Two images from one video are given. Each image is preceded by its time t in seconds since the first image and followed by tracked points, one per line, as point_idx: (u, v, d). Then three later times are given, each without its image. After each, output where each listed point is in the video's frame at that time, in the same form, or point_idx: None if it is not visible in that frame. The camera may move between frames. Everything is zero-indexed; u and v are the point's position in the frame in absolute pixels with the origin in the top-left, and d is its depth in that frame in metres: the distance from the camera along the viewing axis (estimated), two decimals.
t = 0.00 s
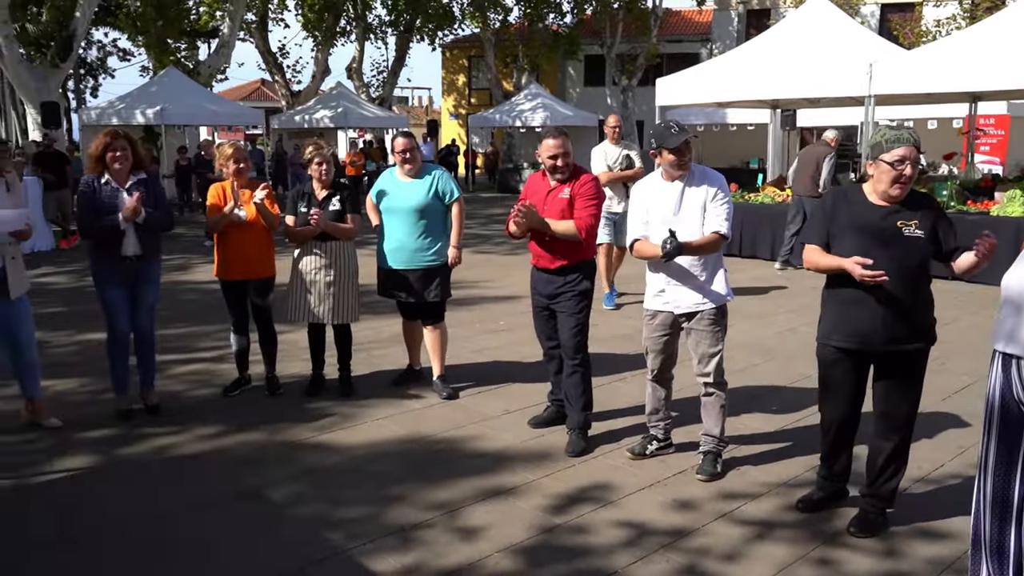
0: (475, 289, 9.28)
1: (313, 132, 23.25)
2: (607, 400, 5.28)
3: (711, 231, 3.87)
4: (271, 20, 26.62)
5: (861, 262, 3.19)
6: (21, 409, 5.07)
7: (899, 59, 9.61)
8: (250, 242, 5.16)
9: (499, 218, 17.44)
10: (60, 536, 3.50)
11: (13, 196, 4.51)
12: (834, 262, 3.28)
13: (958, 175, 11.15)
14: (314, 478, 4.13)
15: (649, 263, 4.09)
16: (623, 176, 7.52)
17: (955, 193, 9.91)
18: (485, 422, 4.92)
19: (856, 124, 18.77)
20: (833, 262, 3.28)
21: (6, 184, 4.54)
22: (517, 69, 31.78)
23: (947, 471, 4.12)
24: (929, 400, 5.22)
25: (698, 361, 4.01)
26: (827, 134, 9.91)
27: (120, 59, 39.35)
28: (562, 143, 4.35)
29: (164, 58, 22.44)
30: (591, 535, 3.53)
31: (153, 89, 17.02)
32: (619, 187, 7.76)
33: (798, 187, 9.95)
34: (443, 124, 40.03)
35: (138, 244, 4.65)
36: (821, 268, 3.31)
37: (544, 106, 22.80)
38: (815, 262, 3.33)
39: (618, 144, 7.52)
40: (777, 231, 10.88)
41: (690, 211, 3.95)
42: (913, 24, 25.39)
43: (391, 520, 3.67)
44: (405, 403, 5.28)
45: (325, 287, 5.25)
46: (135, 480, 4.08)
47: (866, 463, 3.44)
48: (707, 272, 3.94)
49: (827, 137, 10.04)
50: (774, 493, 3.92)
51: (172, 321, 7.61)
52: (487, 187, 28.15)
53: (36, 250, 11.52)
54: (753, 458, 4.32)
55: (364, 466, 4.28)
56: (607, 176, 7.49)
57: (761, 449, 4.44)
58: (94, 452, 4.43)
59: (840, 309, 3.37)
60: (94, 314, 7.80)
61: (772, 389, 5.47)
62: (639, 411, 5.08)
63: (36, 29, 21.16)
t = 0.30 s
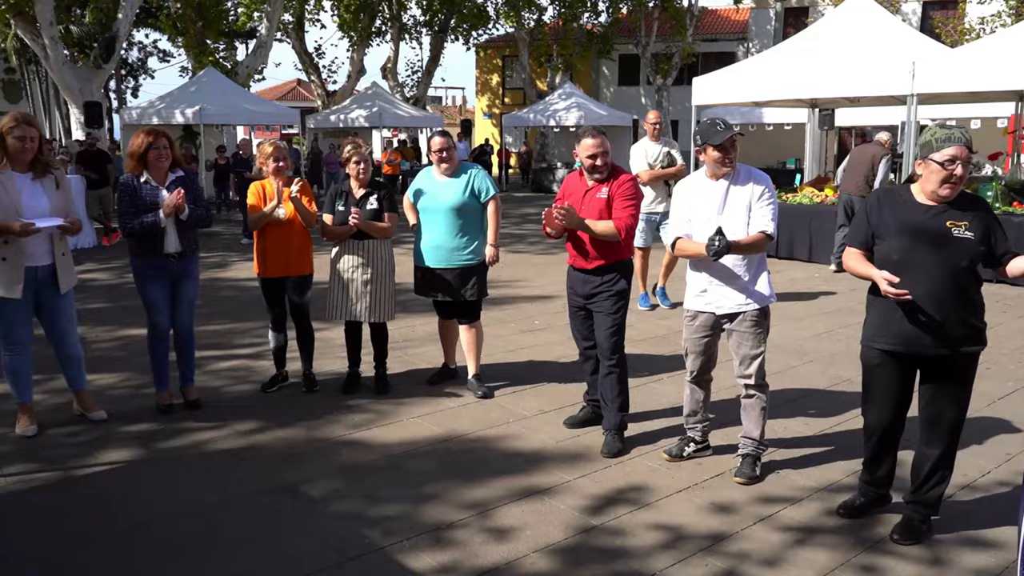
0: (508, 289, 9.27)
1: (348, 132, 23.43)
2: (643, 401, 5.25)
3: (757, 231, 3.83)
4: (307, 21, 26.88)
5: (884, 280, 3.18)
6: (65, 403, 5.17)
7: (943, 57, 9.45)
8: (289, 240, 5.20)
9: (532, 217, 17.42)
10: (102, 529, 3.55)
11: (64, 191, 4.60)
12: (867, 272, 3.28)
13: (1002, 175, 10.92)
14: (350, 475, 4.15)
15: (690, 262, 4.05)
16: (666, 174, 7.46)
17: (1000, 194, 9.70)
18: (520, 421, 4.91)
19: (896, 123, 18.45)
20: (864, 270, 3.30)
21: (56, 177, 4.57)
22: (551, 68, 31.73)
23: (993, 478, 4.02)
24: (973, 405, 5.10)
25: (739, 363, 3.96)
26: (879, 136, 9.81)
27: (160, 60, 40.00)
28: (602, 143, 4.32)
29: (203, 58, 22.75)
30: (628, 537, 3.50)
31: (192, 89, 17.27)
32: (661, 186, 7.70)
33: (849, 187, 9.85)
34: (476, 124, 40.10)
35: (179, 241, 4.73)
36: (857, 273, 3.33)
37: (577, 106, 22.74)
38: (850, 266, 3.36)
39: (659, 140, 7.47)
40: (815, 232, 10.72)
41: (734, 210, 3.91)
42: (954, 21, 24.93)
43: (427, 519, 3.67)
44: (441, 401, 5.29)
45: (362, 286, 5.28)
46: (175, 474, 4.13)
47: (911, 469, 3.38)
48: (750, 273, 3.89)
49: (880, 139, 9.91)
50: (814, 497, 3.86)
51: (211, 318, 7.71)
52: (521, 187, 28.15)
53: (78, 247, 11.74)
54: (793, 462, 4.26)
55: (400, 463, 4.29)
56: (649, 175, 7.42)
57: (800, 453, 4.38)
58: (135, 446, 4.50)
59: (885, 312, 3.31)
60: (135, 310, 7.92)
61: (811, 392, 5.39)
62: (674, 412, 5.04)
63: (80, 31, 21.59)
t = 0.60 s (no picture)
0: (537, 289, 9.25)
1: (377, 131, 23.55)
2: (674, 403, 5.20)
3: (797, 235, 3.77)
4: (338, 21, 27.06)
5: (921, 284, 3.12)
6: (100, 399, 5.25)
7: (984, 55, 9.28)
8: (323, 241, 5.22)
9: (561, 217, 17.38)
10: (137, 524, 3.59)
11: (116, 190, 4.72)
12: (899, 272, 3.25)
13: None
14: (380, 474, 4.16)
15: (726, 263, 4.01)
16: (707, 178, 7.37)
17: None
18: (550, 422, 4.89)
19: (932, 123, 18.13)
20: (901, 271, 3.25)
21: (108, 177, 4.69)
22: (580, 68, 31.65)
23: None
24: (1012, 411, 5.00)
25: (775, 366, 3.91)
26: (919, 139, 9.74)
27: (193, 61, 40.49)
28: (635, 142, 4.29)
29: (236, 59, 22.99)
30: (659, 541, 3.47)
31: (225, 89, 17.46)
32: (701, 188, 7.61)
33: (886, 188, 9.76)
34: (505, 124, 40.10)
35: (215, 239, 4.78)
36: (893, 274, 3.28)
37: (607, 105, 22.64)
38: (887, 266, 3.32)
39: (703, 144, 7.37)
40: (848, 233, 10.58)
41: (774, 211, 3.86)
42: (993, 18, 24.43)
43: (457, 519, 3.67)
44: (471, 401, 5.29)
45: (393, 285, 5.28)
46: (208, 470, 4.17)
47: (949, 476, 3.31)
48: (788, 276, 3.84)
49: (920, 142, 9.79)
50: (850, 503, 3.80)
51: (243, 316, 7.79)
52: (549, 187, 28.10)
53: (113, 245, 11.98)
54: (826, 467, 4.19)
55: (430, 463, 4.30)
56: (689, 180, 7.35)
57: (835, 458, 4.31)
58: (169, 442, 4.55)
59: (923, 315, 3.25)
60: (169, 308, 8.02)
61: (846, 395, 5.31)
62: (705, 415, 4.99)
63: (116, 32, 21.92)
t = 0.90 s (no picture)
0: (557, 289, 9.24)
1: (399, 131, 23.62)
2: (695, 403, 5.17)
3: (823, 234, 3.73)
4: (361, 21, 27.18)
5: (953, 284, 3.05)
6: (125, 394, 5.30)
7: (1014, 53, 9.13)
8: (345, 239, 5.25)
9: (583, 217, 17.33)
10: (161, 518, 3.62)
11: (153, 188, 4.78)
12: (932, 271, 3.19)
13: None
14: (400, 471, 4.17)
15: (750, 263, 3.97)
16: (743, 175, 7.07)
17: None
18: (570, 421, 4.88)
19: (959, 123, 17.88)
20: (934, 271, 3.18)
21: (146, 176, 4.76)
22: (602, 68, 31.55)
23: None
24: None
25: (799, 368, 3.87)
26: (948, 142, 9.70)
27: (217, 61, 40.83)
28: (658, 140, 4.25)
29: (259, 59, 23.15)
30: (679, 541, 3.44)
31: (249, 89, 17.59)
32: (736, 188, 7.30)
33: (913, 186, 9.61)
34: (526, 124, 40.09)
35: (241, 237, 4.82)
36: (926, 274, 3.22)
37: (629, 105, 22.56)
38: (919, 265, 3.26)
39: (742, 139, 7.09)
40: (873, 233, 10.47)
41: (799, 210, 3.82)
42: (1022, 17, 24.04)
43: (476, 517, 3.67)
44: (490, 400, 5.28)
45: (414, 283, 5.29)
46: (230, 466, 4.20)
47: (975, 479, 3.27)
48: (812, 276, 3.79)
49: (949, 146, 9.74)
50: (873, 505, 3.75)
51: (265, 313, 7.84)
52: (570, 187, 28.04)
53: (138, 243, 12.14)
54: (850, 469, 4.15)
55: (450, 461, 4.30)
56: (726, 175, 7.01)
57: (859, 460, 4.26)
58: (191, 437, 4.58)
59: (954, 315, 3.20)
60: (192, 305, 8.09)
61: (870, 397, 5.25)
62: (727, 415, 4.95)
63: (142, 33, 22.15)
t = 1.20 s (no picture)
0: (570, 289, 9.23)
1: (413, 131, 23.67)
2: (707, 404, 5.16)
3: (835, 235, 3.72)
4: (375, 22, 27.26)
5: (998, 266, 2.97)
6: (139, 392, 5.35)
7: None
8: (355, 239, 5.26)
9: (595, 218, 17.30)
10: (174, 515, 3.65)
11: (172, 189, 4.79)
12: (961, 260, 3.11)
13: None
14: (411, 470, 4.18)
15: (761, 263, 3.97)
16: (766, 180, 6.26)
17: None
18: (581, 422, 4.88)
19: (976, 123, 17.71)
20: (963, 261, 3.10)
21: (164, 177, 4.78)
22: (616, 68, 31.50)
23: None
24: None
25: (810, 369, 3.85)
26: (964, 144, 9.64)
27: (233, 62, 41.08)
28: (664, 142, 4.25)
29: (274, 59, 23.27)
30: (689, 542, 3.44)
31: (263, 89, 17.68)
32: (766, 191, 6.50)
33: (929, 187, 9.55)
34: (540, 124, 40.09)
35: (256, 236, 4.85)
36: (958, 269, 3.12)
37: (642, 105, 22.50)
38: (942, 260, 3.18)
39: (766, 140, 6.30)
40: (888, 234, 10.40)
41: (811, 210, 3.80)
42: None
43: (486, 517, 3.67)
44: (502, 399, 5.29)
45: (425, 282, 5.30)
46: (243, 463, 4.23)
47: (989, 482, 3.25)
48: (824, 278, 3.77)
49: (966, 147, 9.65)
50: (885, 508, 3.73)
51: (278, 313, 7.88)
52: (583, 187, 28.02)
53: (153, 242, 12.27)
54: (862, 471, 4.13)
55: (461, 461, 4.31)
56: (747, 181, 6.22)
57: (871, 462, 4.24)
58: (205, 435, 4.62)
59: (970, 315, 3.18)
60: (206, 304, 8.15)
61: (883, 399, 5.22)
62: (739, 416, 4.94)
63: (158, 34, 22.30)
